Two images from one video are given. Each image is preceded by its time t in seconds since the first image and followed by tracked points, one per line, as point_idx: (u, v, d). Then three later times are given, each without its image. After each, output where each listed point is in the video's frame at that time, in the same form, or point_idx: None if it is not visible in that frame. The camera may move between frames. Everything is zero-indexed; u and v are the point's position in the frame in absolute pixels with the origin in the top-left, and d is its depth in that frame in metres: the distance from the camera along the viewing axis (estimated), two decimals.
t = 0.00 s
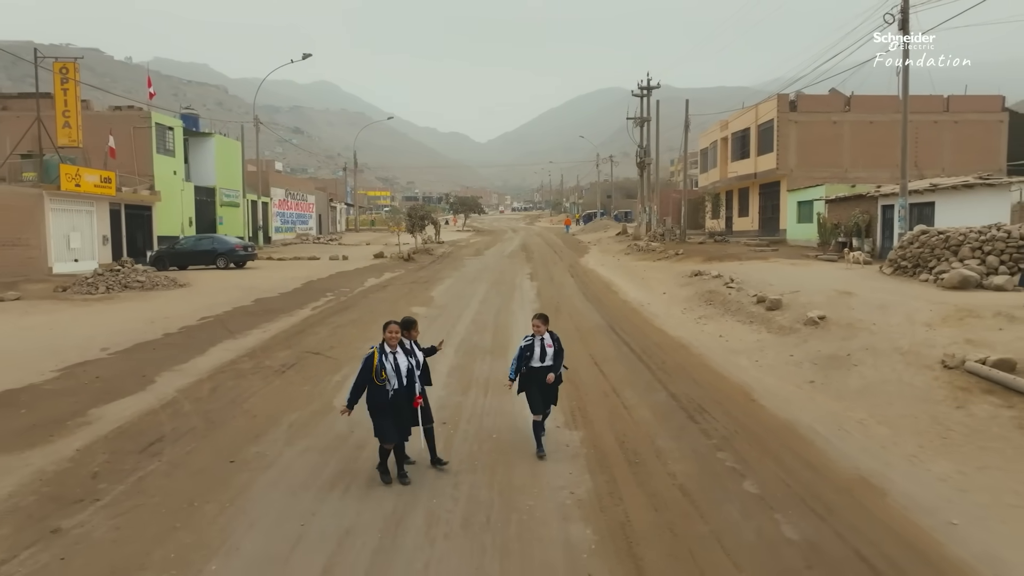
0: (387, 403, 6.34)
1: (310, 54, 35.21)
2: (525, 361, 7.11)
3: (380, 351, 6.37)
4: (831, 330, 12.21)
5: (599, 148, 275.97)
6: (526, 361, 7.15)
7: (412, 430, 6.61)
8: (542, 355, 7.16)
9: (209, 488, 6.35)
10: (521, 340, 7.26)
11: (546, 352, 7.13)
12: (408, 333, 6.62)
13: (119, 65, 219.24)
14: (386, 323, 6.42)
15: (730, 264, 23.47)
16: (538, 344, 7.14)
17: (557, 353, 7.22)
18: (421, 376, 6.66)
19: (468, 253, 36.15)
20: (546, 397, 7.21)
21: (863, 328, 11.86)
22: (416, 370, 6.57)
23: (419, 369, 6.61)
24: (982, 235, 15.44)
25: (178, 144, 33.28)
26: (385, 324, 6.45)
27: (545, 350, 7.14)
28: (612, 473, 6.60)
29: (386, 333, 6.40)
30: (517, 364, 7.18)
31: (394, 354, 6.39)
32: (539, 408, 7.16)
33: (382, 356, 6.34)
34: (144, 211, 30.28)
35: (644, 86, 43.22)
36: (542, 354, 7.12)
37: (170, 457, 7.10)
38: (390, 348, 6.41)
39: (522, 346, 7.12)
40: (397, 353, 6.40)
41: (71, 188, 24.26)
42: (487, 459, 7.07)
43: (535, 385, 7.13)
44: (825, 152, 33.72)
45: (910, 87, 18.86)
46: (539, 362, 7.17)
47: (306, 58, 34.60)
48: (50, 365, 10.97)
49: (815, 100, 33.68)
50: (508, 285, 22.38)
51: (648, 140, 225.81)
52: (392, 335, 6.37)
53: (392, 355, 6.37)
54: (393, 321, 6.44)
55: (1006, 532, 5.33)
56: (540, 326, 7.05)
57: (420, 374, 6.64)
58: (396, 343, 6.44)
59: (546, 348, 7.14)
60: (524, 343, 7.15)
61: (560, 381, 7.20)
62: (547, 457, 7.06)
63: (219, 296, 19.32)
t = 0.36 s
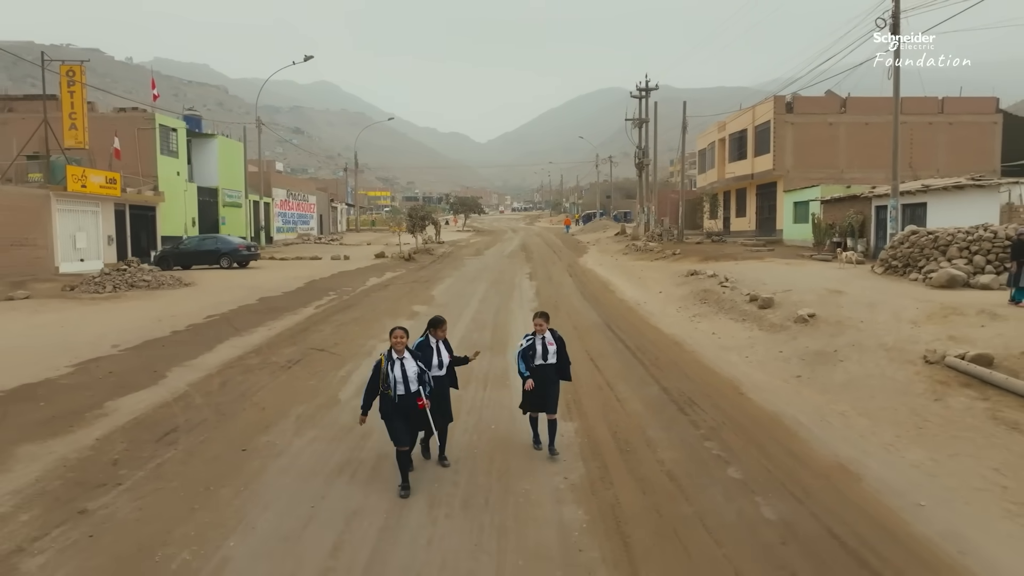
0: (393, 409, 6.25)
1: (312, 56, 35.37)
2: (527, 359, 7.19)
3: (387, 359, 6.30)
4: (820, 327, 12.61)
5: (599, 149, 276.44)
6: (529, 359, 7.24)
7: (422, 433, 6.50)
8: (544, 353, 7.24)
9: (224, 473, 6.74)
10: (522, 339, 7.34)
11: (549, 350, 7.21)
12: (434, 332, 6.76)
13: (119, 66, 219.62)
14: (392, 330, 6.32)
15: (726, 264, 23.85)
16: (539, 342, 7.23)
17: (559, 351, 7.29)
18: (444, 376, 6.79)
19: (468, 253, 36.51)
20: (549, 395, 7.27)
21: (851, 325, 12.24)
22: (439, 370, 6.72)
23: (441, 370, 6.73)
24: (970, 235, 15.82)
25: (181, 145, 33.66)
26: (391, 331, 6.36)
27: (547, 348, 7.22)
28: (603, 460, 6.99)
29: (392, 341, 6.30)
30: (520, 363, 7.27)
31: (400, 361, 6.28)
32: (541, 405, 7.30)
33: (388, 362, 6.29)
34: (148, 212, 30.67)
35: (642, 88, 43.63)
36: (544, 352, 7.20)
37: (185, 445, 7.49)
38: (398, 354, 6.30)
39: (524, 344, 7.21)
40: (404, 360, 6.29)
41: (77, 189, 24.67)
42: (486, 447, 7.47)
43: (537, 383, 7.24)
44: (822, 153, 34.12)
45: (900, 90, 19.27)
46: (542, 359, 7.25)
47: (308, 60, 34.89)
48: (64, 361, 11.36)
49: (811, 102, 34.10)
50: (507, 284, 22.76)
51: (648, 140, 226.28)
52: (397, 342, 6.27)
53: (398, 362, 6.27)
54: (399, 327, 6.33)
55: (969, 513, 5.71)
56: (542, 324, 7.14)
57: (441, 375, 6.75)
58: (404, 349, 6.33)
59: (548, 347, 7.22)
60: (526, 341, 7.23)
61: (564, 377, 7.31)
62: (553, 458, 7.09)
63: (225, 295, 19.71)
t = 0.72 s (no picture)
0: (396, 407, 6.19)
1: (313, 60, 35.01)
2: (529, 366, 7.00)
3: (393, 357, 6.24)
4: (811, 325, 12.98)
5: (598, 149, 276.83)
6: (532, 367, 7.04)
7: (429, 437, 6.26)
8: (547, 362, 7.02)
9: (237, 461, 7.12)
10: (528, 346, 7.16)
11: (551, 358, 6.98)
12: (447, 338, 6.55)
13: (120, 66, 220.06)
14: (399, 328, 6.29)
15: (722, 263, 24.21)
16: (543, 350, 7.02)
17: (564, 359, 7.06)
18: (461, 380, 6.68)
19: (468, 253, 36.83)
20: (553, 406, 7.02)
21: (840, 322, 12.61)
22: (454, 375, 6.61)
23: (457, 375, 6.64)
24: (958, 235, 16.19)
25: (184, 146, 34.04)
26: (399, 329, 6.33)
27: (550, 356, 7.00)
28: (597, 449, 7.37)
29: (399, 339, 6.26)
30: (523, 370, 7.09)
31: (404, 359, 6.21)
32: (546, 415, 7.02)
33: (393, 360, 6.21)
34: (152, 212, 31.05)
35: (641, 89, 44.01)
36: (547, 360, 6.98)
37: (199, 436, 7.86)
38: (404, 352, 6.25)
39: (527, 351, 7.02)
40: (409, 358, 6.22)
41: (83, 189, 25.06)
42: (486, 438, 7.84)
43: (540, 393, 7.00)
44: (818, 155, 34.51)
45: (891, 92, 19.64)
46: (545, 367, 7.02)
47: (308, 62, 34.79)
48: (77, 357, 11.74)
49: (807, 103, 34.48)
50: (507, 283, 23.14)
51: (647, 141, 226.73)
52: (402, 340, 6.21)
53: (403, 360, 6.20)
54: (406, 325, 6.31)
55: (940, 496, 6.07)
56: (545, 330, 6.96)
57: (457, 379, 6.65)
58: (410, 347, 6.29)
59: (551, 355, 6.99)
60: (529, 348, 7.04)
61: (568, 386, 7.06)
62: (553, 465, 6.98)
63: (229, 294, 20.08)
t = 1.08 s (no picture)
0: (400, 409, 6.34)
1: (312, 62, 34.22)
2: (529, 374, 6.81)
3: (402, 358, 6.42)
4: (802, 322, 13.34)
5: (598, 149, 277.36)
6: (532, 375, 6.83)
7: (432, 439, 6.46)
8: (548, 370, 6.80)
9: (249, 450, 7.48)
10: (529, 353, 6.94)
11: (553, 366, 6.75)
12: (455, 339, 6.58)
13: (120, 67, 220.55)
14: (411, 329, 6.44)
15: (718, 263, 24.56)
16: (545, 358, 6.79)
17: (566, 369, 6.83)
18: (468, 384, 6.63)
19: (468, 253, 37.15)
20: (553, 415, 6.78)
21: (830, 320, 12.97)
22: (460, 377, 6.58)
23: (466, 378, 6.59)
24: (947, 235, 16.56)
25: (188, 147, 34.44)
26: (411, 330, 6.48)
27: (552, 364, 6.78)
28: (592, 439, 7.73)
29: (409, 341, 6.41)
30: (523, 378, 6.88)
31: (413, 360, 6.39)
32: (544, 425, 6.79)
33: (402, 361, 6.40)
34: (157, 212, 31.43)
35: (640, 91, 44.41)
36: (548, 368, 6.77)
37: (212, 427, 8.23)
38: (413, 353, 6.43)
39: (527, 358, 6.82)
40: (418, 359, 6.40)
41: (89, 190, 25.48)
42: (486, 430, 8.19)
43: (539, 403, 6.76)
44: (815, 156, 34.87)
45: (884, 94, 19.97)
46: (546, 376, 6.80)
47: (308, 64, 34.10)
48: (90, 353, 12.12)
49: (804, 105, 34.84)
50: (506, 283, 23.50)
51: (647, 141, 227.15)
52: (413, 342, 6.36)
53: (412, 361, 6.39)
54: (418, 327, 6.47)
55: (914, 482, 6.44)
56: (545, 338, 6.76)
57: (465, 382, 6.60)
58: (420, 350, 6.44)
59: (553, 363, 6.77)
60: (530, 355, 6.83)
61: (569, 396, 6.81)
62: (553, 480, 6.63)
63: (234, 293, 20.44)
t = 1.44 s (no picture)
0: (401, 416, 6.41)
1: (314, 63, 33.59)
2: (535, 376, 6.81)
3: (400, 365, 6.46)
4: (794, 320, 13.71)
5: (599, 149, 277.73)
6: (538, 376, 6.85)
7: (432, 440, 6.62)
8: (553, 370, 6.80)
9: (260, 441, 7.85)
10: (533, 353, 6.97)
11: (557, 367, 6.74)
12: (456, 339, 6.85)
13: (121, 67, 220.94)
14: (407, 335, 6.50)
15: (715, 262, 24.94)
16: (549, 359, 6.81)
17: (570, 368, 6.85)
18: (467, 382, 6.88)
19: (468, 253, 37.48)
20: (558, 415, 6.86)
21: (821, 318, 13.34)
22: (458, 377, 6.83)
23: (460, 378, 6.84)
24: (937, 236, 17.03)
25: (191, 148, 34.81)
26: (406, 337, 6.53)
27: (556, 365, 6.78)
28: (588, 431, 8.10)
29: (406, 348, 6.47)
30: (530, 379, 6.89)
31: (410, 368, 6.43)
32: (550, 425, 6.90)
33: (398, 368, 6.44)
34: (161, 212, 31.80)
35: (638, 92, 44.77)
36: (552, 369, 6.76)
37: (224, 419, 8.61)
38: (410, 360, 6.47)
39: (532, 360, 6.83)
40: (415, 366, 6.44)
41: (95, 191, 25.88)
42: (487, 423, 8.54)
43: (546, 405, 6.81)
44: (812, 156, 35.24)
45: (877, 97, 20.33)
46: (552, 376, 6.81)
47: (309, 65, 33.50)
48: (102, 350, 12.50)
49: (801, 106, 35.21)
50: (506, 282, 23.86)
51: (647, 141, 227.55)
52: (409, 350, 6.42)
53: (409, 368, 6.43)
54: (415, 334, 6.51)
55: (892, 469, 6.81)
56: (550, 339, 6.76)
57: (465, 382, 6.86)
58: (417, 356, 6.49)
59: (557, 363, 6.79)
60: (534, 356, 6.83)
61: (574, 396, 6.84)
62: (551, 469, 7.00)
63: (238, 292, 20.81)
